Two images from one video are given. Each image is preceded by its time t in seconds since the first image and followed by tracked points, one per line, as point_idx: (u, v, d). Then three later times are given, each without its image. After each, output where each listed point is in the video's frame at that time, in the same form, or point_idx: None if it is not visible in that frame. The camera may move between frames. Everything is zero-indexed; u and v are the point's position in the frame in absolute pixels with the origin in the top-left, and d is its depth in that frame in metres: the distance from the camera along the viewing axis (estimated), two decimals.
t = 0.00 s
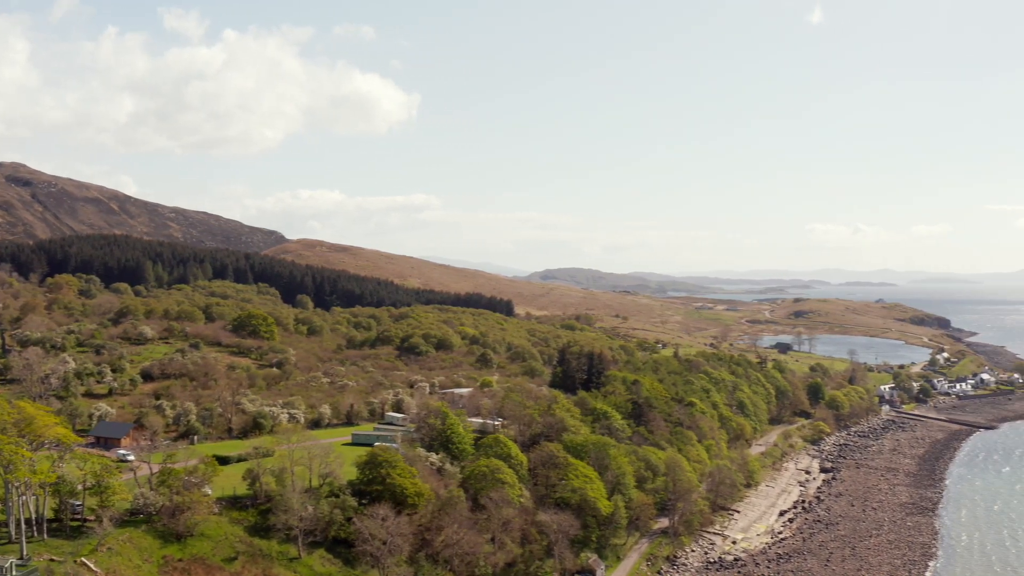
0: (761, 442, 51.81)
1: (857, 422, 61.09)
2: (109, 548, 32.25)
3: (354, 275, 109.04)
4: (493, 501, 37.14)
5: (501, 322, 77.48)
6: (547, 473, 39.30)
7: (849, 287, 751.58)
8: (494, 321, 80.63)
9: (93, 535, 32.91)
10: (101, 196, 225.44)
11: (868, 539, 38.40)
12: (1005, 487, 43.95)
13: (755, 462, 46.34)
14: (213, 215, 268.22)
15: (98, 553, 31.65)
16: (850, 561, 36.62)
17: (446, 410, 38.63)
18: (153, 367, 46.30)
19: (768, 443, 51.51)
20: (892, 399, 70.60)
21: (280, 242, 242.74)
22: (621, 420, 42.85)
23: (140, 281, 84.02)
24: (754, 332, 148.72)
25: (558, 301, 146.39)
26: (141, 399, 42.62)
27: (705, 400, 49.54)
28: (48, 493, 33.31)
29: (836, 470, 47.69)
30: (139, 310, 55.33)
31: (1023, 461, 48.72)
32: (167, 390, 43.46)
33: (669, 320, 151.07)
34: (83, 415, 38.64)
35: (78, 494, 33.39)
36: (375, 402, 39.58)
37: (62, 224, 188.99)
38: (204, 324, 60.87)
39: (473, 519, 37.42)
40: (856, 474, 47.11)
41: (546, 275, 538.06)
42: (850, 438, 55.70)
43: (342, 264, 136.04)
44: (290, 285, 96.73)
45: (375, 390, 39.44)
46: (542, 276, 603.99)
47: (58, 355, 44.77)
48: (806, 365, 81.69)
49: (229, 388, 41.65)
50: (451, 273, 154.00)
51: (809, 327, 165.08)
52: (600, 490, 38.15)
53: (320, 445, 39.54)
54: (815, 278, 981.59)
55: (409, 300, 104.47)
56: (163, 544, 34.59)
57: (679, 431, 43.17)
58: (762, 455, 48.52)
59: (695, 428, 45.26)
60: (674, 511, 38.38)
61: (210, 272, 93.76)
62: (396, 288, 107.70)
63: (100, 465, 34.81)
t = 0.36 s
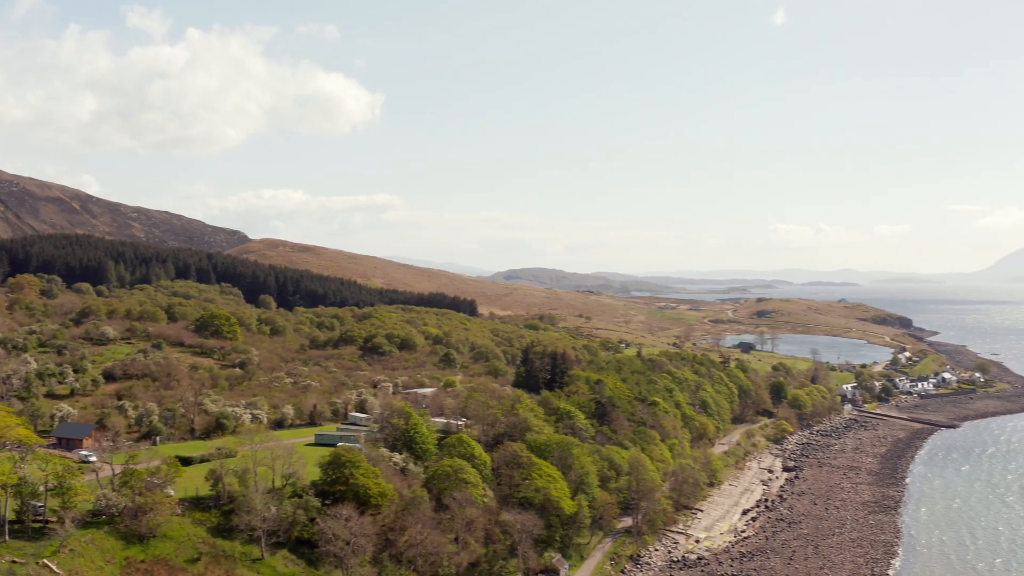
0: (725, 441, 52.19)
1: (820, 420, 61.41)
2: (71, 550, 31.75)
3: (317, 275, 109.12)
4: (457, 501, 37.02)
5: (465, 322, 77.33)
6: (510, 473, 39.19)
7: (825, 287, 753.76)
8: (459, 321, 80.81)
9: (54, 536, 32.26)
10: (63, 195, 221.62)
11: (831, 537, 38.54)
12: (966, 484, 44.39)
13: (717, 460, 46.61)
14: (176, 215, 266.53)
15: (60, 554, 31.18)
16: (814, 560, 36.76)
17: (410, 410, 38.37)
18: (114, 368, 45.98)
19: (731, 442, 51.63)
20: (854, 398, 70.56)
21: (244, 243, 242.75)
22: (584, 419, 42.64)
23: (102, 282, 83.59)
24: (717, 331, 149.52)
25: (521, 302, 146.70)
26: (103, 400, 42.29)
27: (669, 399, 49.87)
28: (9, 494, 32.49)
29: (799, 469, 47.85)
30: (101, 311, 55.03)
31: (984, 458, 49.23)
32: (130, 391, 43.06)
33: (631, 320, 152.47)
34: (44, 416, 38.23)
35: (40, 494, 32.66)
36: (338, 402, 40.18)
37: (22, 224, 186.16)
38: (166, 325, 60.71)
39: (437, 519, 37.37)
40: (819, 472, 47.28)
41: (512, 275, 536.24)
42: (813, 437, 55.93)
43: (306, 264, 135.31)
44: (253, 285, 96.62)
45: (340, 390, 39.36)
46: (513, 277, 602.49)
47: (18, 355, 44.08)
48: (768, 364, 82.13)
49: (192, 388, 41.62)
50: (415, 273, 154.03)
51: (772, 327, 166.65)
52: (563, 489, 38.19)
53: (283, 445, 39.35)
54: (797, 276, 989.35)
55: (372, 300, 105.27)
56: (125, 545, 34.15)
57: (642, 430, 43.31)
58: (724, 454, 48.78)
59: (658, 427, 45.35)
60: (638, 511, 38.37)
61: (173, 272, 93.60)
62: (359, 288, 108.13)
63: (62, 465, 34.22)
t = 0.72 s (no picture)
0: (687, 440, 52.45)
1: (781, 420, 61.56)
2: (32, 551, 31.14)
3: (280, 275, 108.78)
4: (419, 501, 36.96)
5: (428, 321, 76.94)
6: (473, 473, 38.99)
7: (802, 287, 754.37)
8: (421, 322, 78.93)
9: (14, 538, 31.53)
10: (19, 190, 213.65)
11: (793, 536, 38.65)
12: (925, 482, 44.85)
13: (680, 459, 46.74)
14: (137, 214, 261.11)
15: (20, 556, 30.58)
16: (775, 558, 36.88)
17: (372, 409, 38.38)
18: (75, 369, 45.57)
19: (693, 442, 51.69)
20: (815, 396, 71.00)
21: (206, 242, 237.77)
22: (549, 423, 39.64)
23: (62, 282, 82.43)
24: (678, 330, 149.99)
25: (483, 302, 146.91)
26: (64, 401, 42.01)
27: (631, 399, 50.17)
28: None
29: (761, 468, 47.99)
30: (60, 311, 54.53)
31: (945, 455, 49.75)
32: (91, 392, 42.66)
33: (594, 320, 152.71)
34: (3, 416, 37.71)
35: None
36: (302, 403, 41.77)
37: None
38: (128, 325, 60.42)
39: (399, 519, 37.29)
40: (781, 471, 47.45)
41: (477, 275, 534.52)
42: (774, 436, 56.09)
43: (267, 263, 133.61)
44: (214, 285, 96.09)
45: (301, 391, 42.00)
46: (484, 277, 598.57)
47: None
48: (730, 363, 82.56)
49: (154, 388, 41.54)
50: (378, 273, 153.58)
51: (733, 327, 167.72)
52: (526, 489, 38.22)
53: (244, 445, 39.13)
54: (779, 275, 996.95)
55: (334, 300, 106.00)
56: (86, 547, 33.60)
57: (604, 430, 43.70)
58: (686, 454, 48.98)
59: (620, 427, 45.38)
60: (600, 510, 38.39)
61: (135, 272, 92.86)
62: (321, 288, 107.97)
63: (22, 466, 33.44)
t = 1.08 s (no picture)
0: (647, 439, 52.65)
1: (741, 419, 61.77)
2: None
3: (240, 275, 108.31)
4: (380, 501, 36.88)
5: (389, 321, 76.64)
6: (433, 473, 38.89)
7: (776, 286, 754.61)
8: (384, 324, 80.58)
9: None
10: None
11: (753, 535, 38.76)
12: (885, 480, 45.14)
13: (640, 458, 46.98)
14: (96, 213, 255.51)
15: None
16: (736, 556, 37.02)
17: (332, 410, 38.15)
18: (34, 371, 44.84)
19: (654, 442, 51.80)
20: (775, 395, 71.39)
21: (167, 241, 232.67)
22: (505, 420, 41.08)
23: (20, 281, 80.95)
24: (638, 330, 150.38)
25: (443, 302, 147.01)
26: (22, 402, 41.41)
27: (591, 399, 50.62)
28: None
29: (721, 467, 48.11)
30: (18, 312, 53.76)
31: (905, 453, 50.18)
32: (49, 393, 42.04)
33: (555, 320, 153.20)
34: None
35: None
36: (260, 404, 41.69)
37: None
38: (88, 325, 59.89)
39: (360, 519, 37.18)
40: (741, 470, 47.61)
41: (435, 275, 534.28)
42: (734, 435, 56.15)
43: (227, 263, 131.88)
44: (173, 285, 95.35)
45: (261, 390, 41.68)
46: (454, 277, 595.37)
47: None
48: (690, 362, 83.10)
49: (113, 388, 41.36)
50: (338, 273, 152.84)
51: (693, 327, 167.85)
52: (486, 488, 38.27)
53: (205, 446, 39.12)
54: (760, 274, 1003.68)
55: (294, 300, 105.72)
56: (45, 548, 32.60)
57: (565, 429, 44.96)
58: (647, 453, 49.13)
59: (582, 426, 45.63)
60: (560, 509, 38.51)
61: (94, 272, 91.69)
62: (282, 288, 107.71)
63: None
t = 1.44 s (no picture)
0: (609, 439, 52.99)
1: (703, 418, 61.88)
2: None
3: (200, 275, 107.40)
4: (341, 501, 36.87)
5: (351, 322, 75.78)
6: (395, 473, 38.84)
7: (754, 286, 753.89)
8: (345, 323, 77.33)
9: None
10: None
11: (714, 533, 38.84)
12: (846, 478, 45.44)
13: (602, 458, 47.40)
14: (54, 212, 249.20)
15: None
16: (697, 555, 37.15)
17: (294, 409, 38.13)
18: None
19: (615, 441, 52.02)
20: (736, 395, 71.58)
21: (128, 240, 227.80)
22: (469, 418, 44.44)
23: None
24: (599, 330, 150.39)
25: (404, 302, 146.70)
26: None
27: (552, 398, 51.83)
28: None
29: (682, 465, 48.32)
30: None
31: (867, 450, 50.58)
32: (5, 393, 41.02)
33: (516, 320, 153.18)
34: None
35: None
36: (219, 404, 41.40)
37: None
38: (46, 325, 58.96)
39: (322, 519, 37.11)
40: (701, 468, 47.80)
41: (398, 275, 532.78)
42: (695, 435, 56.30)
43: (186, 263, 129.95)
44: (132, 285, 94.14)
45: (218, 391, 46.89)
46: (425, 277, 591.64)
47: None
48: (652, 362, 83.28)
49: (73, 389, 40.93)
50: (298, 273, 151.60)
51: (653, 327, 167.17)
52: (449, 488, 38.32)
53: (165, 446, 39.24)
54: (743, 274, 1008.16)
55: (255, 299, 104.92)
56: (3, 550, 31.57)
57: (525, 430, 46.82)
58: (609, 451, 49.18)
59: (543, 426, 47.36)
60: (522, 509, 38.66)
61: (54, 271, 90.14)
62: (242, 288, 107.01)
63: None
